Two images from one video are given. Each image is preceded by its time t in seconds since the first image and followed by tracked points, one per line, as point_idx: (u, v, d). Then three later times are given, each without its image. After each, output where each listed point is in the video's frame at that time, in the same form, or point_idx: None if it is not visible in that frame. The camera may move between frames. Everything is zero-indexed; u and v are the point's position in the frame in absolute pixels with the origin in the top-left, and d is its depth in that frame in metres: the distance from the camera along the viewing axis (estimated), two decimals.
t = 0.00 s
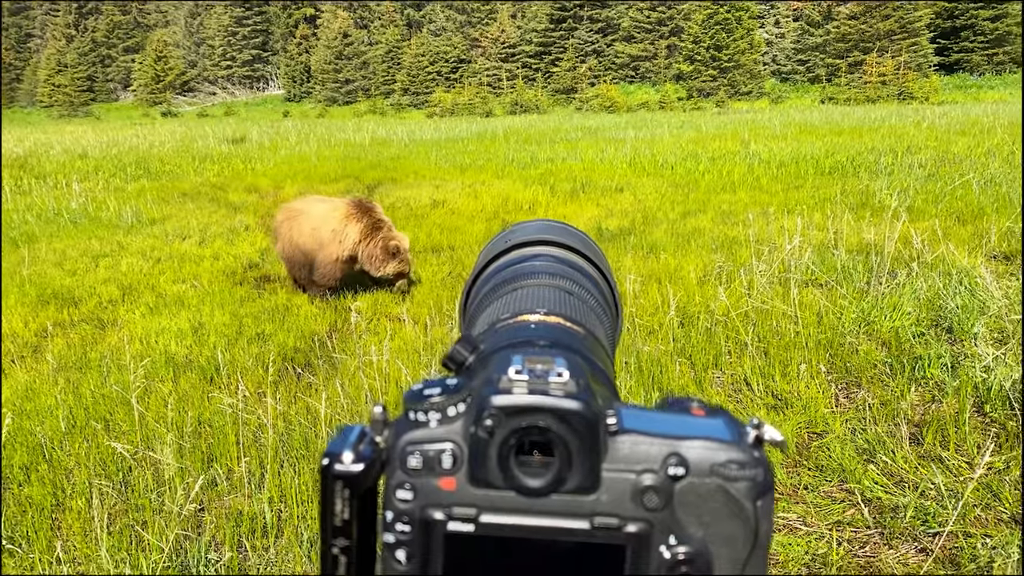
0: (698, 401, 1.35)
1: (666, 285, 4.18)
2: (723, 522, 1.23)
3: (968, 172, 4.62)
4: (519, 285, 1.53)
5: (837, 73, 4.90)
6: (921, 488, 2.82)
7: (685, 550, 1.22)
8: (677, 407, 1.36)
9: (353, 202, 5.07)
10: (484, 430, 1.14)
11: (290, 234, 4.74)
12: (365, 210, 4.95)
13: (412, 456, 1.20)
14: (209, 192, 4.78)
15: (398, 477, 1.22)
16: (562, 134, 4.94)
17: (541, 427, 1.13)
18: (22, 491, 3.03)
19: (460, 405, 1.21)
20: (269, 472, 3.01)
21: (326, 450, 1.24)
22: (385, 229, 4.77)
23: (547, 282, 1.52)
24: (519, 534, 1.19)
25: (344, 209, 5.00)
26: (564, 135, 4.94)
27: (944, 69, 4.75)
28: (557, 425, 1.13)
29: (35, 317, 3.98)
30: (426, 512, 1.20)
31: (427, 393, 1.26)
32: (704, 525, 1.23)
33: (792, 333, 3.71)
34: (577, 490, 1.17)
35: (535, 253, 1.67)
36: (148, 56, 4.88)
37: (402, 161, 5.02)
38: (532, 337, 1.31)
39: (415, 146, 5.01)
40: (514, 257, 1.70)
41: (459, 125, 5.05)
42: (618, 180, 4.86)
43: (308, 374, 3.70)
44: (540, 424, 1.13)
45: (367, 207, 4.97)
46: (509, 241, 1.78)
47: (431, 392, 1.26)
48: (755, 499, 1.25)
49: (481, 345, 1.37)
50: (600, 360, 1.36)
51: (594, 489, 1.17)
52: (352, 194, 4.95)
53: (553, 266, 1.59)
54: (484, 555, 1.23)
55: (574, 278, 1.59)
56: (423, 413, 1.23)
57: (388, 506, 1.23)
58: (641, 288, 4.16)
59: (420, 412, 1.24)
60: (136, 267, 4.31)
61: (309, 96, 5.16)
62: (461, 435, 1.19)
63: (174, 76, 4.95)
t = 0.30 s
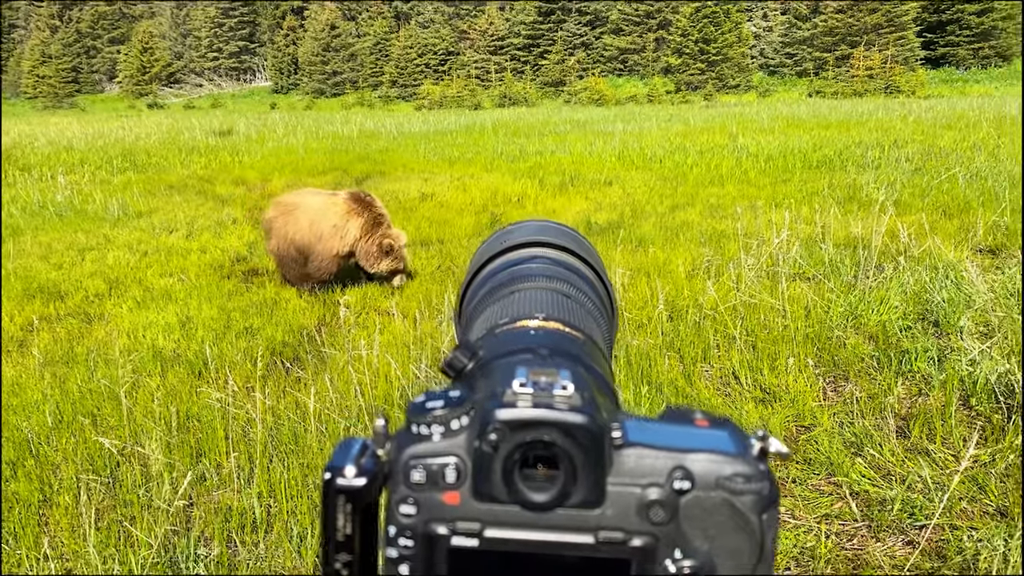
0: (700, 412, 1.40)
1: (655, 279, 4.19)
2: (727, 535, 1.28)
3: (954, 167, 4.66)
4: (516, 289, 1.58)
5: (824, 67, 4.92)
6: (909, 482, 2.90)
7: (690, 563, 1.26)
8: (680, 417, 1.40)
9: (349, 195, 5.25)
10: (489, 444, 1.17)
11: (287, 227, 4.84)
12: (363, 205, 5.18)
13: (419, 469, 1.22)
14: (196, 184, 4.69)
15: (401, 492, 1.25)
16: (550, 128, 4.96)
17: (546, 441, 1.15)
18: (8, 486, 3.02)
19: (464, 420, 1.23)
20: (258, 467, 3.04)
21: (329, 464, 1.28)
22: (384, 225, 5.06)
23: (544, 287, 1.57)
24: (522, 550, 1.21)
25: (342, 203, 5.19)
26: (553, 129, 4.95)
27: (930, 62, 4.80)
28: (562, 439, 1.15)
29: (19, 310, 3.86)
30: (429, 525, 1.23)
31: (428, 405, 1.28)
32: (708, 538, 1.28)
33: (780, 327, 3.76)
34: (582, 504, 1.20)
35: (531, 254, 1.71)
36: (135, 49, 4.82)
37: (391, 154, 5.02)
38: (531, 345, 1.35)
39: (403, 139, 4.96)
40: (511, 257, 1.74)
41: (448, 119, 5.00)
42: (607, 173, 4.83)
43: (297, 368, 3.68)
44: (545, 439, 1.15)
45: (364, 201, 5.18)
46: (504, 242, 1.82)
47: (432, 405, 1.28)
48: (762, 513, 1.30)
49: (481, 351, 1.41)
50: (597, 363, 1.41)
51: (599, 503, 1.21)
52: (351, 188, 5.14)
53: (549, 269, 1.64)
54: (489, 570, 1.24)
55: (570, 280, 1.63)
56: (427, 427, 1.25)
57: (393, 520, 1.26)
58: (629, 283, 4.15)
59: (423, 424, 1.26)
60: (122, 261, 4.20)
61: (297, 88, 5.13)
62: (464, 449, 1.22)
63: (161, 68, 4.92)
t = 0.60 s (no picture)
0: (714, 424, 1.47)
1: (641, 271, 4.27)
2: (741, 550, 1.35)
3: (937, 159, 4.66)
4: (515, 291, 1.71)
5: (810, 59, 4.78)
6: (894, 474, 3.00)
7: None
8: (693, 430, 1.49)
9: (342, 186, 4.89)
10: (501, 461, 1.24)
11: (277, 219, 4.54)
12: (357, 198, 4.83)
13: (427, 485, 1.29)
14: (180, 175, 4.57)
15: (409, 508, 1.32)
16: (537, 119, 4.88)
17: (560, 458, 1.22)
18: None
19: (473, 435, 1.30)
20: (244, 461, 3.06)
21: (334, 481, 1.42)
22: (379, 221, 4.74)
23: (542, 288, 1.70)
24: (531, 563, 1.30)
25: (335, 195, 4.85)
26: (539, 120, 4.87)
27: (913, 55, 4.60)
28: (576, 456, 1.22)
29: None
30: (439, 541, 1.31)
31: (437, 419, 1.35)
32: (721, 554, 1.34)
33: (766, 320, 3.86)
34: (594, 520, 1.28)
35: (529, 256, 1.85)
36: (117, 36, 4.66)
37: (375, 145, 4.87)
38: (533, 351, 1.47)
39: (388, 129, 4.88)
40: (508, 258, 1.87)
41: (433, 110, 4.93)
42: (594, 164, 4.82)
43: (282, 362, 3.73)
44: (559, 456, 1.22)
45: (359, 194, 4.83)
46: (501, 242, 1.95)
47: (440, 419, 1.34)
48: (777, 530, 1.37)
49: (482, 357, 1.53)
50: (598, 367, 1.53)
51: (613, 520, 1.29)
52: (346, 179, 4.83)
53: (549, 271, 1.77)
54: None
55: (564, 279, 1.77)
56: (434, 442, 1.31)
57: (402, 536, 1.35)
58: (616, 275, 4.21)
59: (431, 439, 1.32)
60: (106, 253, 4.11)
61: (281, 79, 5.00)
62: (474, 465, 1.28)
63: (143, 58, 4.78)
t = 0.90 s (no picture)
0: (755, 430, 1.44)
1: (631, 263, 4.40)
2: (789, 559, 1.30)
3: (921, 150, 4.67)
4: (531, 289, 1.73)
5: (793, 50, 4.68)
6: (883, 465, 3.06)
7: None
8: (733, 434, 1.46)
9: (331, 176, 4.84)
10: (546, 468, 1.18)
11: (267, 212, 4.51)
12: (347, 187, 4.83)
13: (470, 495, 1.23)
14: (162, 166, 4.27)
15: (453, 517, 1.25)
16: (522, 110, 4.63)
17: (606, 465, 1.17)
18: None
19: (515, 442, 1.24)
20: (233, 455, 3.05)
21: (373, 489, 1.34)
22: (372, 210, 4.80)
23: (557, 287, 1.73)
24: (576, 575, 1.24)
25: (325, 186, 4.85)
26: (525, 111, 4.63)
27: (897, 47, 4.62)
28: (621, 463, 1.17)
29: None
30: (483, 550, 1.24)
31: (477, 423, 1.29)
32: (768, 561, 1.30)
33: (753, 311, 3.85)
34: (640, 528, 1.23)
35: (541, 254, 1.87)
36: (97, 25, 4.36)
37: (360, 136, 4.58)
38: (553, 353, 1.48)
39: (373, 121, 4.54)
40: (518, 255, 1.90)
41: (418, 99, 4.61)
42: (579, 156, 4.61)
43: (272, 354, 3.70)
44: (604, 463, 1.17)
45: (349, 183, 4.81)
46: (510, 239, 1.97)
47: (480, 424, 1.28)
48: (826, 536, 1.32)
49: (506, 358, 1.54)
50: (624, 368, 1.54)
51: (660, 528, 1.24)
52: (334, 170, 4.76)
53: (560, 268, 1.81)
54: None
55: (576, 275, 1.81)
56: (478, 450, 1.25)
57: (444, 547, 1.27)
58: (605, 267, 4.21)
59: (473, 446, 1.26)
60: (88, 245, 4.00)
61: (264, 69, 4.58)
62: (517, 474, 1.22)
63: (123, 47, 4.42)
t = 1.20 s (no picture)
0: (813, 438, 1.39)
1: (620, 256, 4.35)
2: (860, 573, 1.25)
3: (904, 143, 4.71)
4: (555, 290, 1.73)
5: (776, 43, 4.67)
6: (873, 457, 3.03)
7: None
8: (791, 445, 1.40)
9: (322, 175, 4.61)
10: (611, 483, 1.14)
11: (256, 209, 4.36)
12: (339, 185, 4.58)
13: (532, 510, 1.18)
14: (144, 159, 4.23)
15: (513, 532, 1.19)
16: (508, 102, 4.60)
17: (674, 479, 1.13)
18: None
19: (576, 455, 1.19)
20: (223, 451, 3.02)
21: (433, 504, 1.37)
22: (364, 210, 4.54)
23: (581, 287, 1.73)
24: None
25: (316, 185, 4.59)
26: (510, 104, 4.60)
27: (879, 39, 4.58)
28: (689, 476, 1.14)
29: None
30: (545, 565, 1.20)
31: (535, 437, 1.25)
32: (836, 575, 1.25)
33: (741, 304, 3.88)
34: (707, 542, 1.19)
35: (561, 254, 1.88)
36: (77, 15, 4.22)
37: (344, 128, 4.47)
38: (588, 357, 1.49)
39: (357, 113, 4.48)
40: (538, 255, 1.90)
41: (403, 92, 4.57)
42: (565, 148, 4.58)
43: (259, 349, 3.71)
44: (672, 477, 1.14)
45: (341, 182, 4.58)
46: (527, 238, 1.97)
47: (539, 437, 1.25)
48: (894, 548, 1.27)
49: (544, 365, 1.53)
50: (659, 370, 1.56)
51: (726, 542, 1.20)
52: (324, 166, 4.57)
53: (581, 268, 1.82)
54: None
55: (598, 274, 1.82)
56: (537, 464, 1.20)
57: (502, 563, 1.22)
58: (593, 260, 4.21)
59: (532, 460, 1.21)
60: (71, 238, 3.94)
61: (246, 61, 4.52)
62: (580, 488, 1.17)
63: (103, 38, 4.29)
